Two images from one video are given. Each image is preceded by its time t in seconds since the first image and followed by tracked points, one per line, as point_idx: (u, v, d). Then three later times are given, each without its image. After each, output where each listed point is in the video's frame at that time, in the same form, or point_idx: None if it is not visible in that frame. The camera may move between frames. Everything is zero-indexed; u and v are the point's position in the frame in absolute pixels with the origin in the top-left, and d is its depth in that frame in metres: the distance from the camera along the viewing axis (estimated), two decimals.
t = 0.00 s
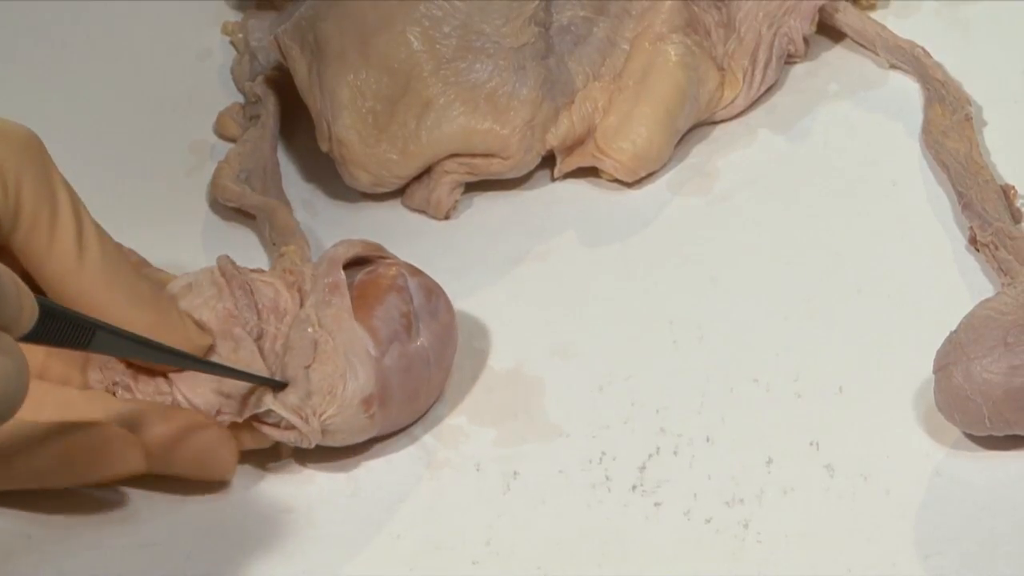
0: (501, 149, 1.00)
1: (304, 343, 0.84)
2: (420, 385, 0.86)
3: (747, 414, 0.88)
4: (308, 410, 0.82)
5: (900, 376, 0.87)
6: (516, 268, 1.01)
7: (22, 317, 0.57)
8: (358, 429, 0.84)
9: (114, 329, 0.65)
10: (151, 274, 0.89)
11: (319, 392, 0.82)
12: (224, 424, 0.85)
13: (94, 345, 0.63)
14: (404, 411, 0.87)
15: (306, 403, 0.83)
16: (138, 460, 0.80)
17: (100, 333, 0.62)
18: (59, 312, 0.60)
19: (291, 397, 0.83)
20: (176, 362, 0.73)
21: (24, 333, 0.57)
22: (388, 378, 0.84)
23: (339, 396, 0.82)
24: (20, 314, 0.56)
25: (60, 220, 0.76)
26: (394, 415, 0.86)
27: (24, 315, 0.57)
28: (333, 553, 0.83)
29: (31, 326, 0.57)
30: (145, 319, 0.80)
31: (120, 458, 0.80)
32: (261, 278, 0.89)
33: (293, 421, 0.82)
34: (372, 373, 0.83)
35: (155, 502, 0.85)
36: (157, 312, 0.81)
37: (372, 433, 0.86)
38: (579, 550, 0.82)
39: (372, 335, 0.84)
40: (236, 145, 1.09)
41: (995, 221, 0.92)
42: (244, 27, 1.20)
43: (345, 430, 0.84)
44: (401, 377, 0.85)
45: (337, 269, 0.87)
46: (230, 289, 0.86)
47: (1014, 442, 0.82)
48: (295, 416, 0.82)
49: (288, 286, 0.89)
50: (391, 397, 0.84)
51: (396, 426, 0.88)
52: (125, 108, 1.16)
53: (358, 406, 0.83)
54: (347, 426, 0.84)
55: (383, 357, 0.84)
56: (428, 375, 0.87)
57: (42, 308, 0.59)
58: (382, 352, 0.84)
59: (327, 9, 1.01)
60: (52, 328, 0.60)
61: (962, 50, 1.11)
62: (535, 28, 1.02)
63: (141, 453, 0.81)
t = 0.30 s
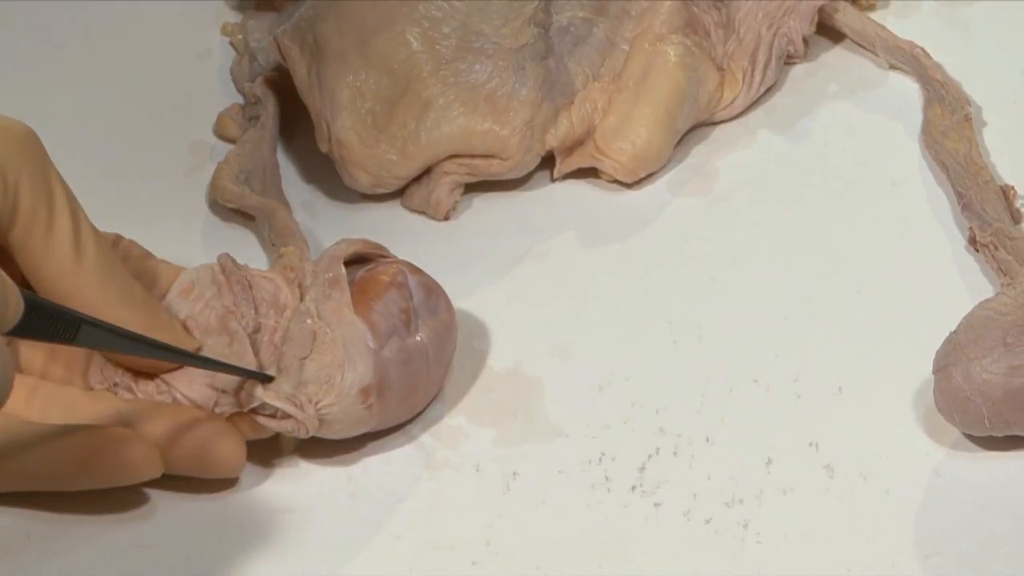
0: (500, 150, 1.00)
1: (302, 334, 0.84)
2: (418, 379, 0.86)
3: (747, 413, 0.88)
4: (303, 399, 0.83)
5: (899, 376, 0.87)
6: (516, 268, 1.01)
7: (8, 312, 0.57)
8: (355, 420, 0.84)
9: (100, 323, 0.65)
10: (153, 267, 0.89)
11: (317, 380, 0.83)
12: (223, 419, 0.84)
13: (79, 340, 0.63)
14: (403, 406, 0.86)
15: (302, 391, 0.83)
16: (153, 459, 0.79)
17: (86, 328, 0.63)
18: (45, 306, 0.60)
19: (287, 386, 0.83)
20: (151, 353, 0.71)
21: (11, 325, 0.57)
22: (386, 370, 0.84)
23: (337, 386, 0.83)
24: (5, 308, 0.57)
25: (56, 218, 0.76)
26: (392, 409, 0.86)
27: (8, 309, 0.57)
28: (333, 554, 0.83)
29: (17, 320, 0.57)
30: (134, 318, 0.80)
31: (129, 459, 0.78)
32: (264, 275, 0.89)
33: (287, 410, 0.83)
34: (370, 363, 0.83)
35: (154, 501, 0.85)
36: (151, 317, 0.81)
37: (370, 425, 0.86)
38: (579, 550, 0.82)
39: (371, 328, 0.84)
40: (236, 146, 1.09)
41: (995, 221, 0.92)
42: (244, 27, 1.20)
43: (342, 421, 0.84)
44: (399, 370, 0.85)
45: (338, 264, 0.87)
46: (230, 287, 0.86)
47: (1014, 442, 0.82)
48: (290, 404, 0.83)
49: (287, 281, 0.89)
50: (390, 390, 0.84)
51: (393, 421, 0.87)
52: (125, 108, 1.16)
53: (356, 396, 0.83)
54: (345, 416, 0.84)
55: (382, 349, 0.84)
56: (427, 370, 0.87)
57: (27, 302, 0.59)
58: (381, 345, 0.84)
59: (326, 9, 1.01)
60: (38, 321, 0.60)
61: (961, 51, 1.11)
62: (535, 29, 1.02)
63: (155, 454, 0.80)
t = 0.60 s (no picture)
0: (500, 151, 1.00)
1: (305, 339, 0.84)
2: (419, 383, 0.86)
3: (747, 414, 0.88)
4: (303, 405, 0.83)
5: (899, 377, 0.87)
6: (516, 269, 1.01)
7: None
8: (356, 426, 0.85)
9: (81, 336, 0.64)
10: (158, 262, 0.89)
11: (318, 386, 0.83)
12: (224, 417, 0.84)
13: (55, 352, 0.63)
14: (403, 409, 0.86)
15: (301, 396, 0.83)
16: (170, 468, 0.80)
17: (63, 339, 0.63)
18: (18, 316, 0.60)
19: (288, 392, 0.83)
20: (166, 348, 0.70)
21: None
22: (387, 375, 0.84)
23: (337, 392, 0.82)
24: None
25: (71, 179, 0.72)
26: (393, 413, 0.86)
27: None
28: (333, 556, 0.83)
29: None
30: (169, 263, 0.76)
31: (152, 464, 0.79)
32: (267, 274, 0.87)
33: (286, 416, 0.83)
34: (370, 369, 0.83)
35: (153, 502, 0.85)
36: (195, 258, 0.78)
37: (371, 429, 0.86)
38: (579, 551, 0.82)
39: (372, 332, 0.84)
40: (236, 147, 1.09)
41: (995, 222, 0.92)
42: (243, 28, 1.20)
43: (342, 425, 0.84)
44: (400, 375, 0.85)
45: (340, 267, 0.87)
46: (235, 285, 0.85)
47: (1014, 443, 0.82)
48: (290, 413, 0.83)
49: (290, 283, 0.88)
50: (390, 394, 0.84)
51: (394, 425, 0.87)
52: (124, 109, 1.16)
53: (357, 402, 0.83)
54: (346, 422, 0.84)
55: (383, 355, 0.84)
56: (427, 374, 0.87)
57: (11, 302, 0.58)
58: (382, 349, 0.84)
59: (326, 11, 1.02)
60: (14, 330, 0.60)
61: (961, 52, 1.11)
62: (535, 29, 1.02)
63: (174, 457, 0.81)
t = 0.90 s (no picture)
0: (500, 151, 1.00)
1: (298, 343, 0.84)
2: (412, 390, 0.86)
3: (746, 415, 0.88)
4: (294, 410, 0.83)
5: (899, 378, 0.87)
6: (516, 269, 1.01)
7: None
8: (347, 431, 0.85)
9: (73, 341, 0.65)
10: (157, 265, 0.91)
11: (308, 389, 0.83)
12: (217, 419, 0.84)
13: (45, 355, 0.63)
14: (396, 415, 0.86)
15: (292, 399, 0.83)
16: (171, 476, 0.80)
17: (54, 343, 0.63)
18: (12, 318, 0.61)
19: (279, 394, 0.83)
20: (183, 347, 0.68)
21: None
22: (380, 382, 0.84)
23: (328, 397, 0.82)
24: None
25: (75, 237, 0.74)
26: (384, 421, 0.86)
27: None
28: (333, 556, 0.83)
29: None
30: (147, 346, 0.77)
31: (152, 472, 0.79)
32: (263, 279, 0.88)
33: (276, 420, 0.83)
34: (363, 376, 0.83)
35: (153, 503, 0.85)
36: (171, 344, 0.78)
37: (362, 435, 0.86)
38: (579, 551, 0.82)
39: (367, 339, 0.84)
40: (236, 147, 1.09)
41: (994, 222, 0.92)
42: (243, 29, 1.20)
43: (333, 431, 0.84)
44: (393, 383, 0.85)
45: (337, 273, 0.87)
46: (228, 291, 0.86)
47: (1014, 444, 0.82)
48: (279, 416, 0.83)
49: (286, 285, 0.88)
50: (382, 401, 0.84)
51: (386, 432, 0.88)
52: (124, 110, 1.16)
53: (348, 408, 0.83)
54: (337, 427, 0.84)
55: (376, 362, 0.84)
56: (420, 382, 0.87)
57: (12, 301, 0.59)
58: (376, 357, 0.84)
59: (325, 11, 1.02)
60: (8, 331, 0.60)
61: (961, 52, 1.11)
62: (534, 30, 1.02)
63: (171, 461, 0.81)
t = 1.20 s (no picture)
0: (500, 151, 1.00)
1: (300, 337, 0.84)
2: (411, 389, 0.86)
3: (746, 414, 0.88)
4: (296, 404, 0.83)
5: (899, 378, 0.87)
6: (516, 269, 1.01)
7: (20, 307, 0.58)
8: (346, 426, 0.84)
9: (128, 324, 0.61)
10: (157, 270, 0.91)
11: (311, 383, 0.83)
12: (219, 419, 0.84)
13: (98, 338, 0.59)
14: (394, 414, 0.86)
15: (296, 392, 0.83)
16: (172, 477, 0.80)
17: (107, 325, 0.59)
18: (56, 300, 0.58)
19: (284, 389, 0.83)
20: (185, 358, 0.66)
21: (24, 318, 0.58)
22: (381, 379, 0.84)
23: (330, 391, 0.83)
24: (16, 300, 0.58)
25: (70, 239, 0.75)
26: (383, 418, 0.85)
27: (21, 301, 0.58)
28: (333, 556, 0.83)
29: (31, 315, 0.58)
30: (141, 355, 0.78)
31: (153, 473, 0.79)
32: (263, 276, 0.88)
33: (279, 413, 0.83)
34: (365, 372, 0.83)
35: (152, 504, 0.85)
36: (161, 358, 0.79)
37: (360, 431, 0.85)
38: (578, 551, 0.82)
39: (369, 335, 0.84)
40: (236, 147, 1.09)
41: (994, 222, 0.92)
42: (243, 29, 1.20)
43: (332, 426, 0.84)
44: (393, 381, 0.85)
45: (339, 270, 0.87)
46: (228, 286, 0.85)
47: (1014, 444, 0.82)
48: (283, 410, 0.83)
49: (287, 284, 0.88)
50: (383, 397, 0.84)
51: (383, 430, 0.87)
52: (124, 110, 1.16)
53: (348, 402, 0.83)
54: (336, 422, 0.84)
55: (378, 358, 0.84)
56: (420, 381, 0.87)
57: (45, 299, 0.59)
58: (377, 353, 0.84)
59: (326, 11, 1.02)
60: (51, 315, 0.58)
61: (960, 53, 1.11)
62: (534, 30, 1.03)
63: (172, 464, 0.80)
